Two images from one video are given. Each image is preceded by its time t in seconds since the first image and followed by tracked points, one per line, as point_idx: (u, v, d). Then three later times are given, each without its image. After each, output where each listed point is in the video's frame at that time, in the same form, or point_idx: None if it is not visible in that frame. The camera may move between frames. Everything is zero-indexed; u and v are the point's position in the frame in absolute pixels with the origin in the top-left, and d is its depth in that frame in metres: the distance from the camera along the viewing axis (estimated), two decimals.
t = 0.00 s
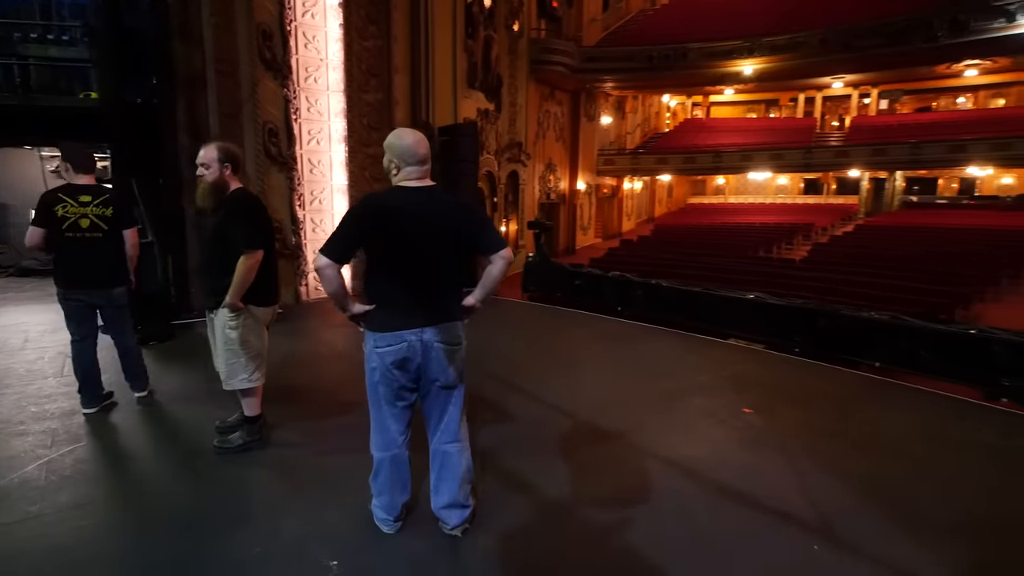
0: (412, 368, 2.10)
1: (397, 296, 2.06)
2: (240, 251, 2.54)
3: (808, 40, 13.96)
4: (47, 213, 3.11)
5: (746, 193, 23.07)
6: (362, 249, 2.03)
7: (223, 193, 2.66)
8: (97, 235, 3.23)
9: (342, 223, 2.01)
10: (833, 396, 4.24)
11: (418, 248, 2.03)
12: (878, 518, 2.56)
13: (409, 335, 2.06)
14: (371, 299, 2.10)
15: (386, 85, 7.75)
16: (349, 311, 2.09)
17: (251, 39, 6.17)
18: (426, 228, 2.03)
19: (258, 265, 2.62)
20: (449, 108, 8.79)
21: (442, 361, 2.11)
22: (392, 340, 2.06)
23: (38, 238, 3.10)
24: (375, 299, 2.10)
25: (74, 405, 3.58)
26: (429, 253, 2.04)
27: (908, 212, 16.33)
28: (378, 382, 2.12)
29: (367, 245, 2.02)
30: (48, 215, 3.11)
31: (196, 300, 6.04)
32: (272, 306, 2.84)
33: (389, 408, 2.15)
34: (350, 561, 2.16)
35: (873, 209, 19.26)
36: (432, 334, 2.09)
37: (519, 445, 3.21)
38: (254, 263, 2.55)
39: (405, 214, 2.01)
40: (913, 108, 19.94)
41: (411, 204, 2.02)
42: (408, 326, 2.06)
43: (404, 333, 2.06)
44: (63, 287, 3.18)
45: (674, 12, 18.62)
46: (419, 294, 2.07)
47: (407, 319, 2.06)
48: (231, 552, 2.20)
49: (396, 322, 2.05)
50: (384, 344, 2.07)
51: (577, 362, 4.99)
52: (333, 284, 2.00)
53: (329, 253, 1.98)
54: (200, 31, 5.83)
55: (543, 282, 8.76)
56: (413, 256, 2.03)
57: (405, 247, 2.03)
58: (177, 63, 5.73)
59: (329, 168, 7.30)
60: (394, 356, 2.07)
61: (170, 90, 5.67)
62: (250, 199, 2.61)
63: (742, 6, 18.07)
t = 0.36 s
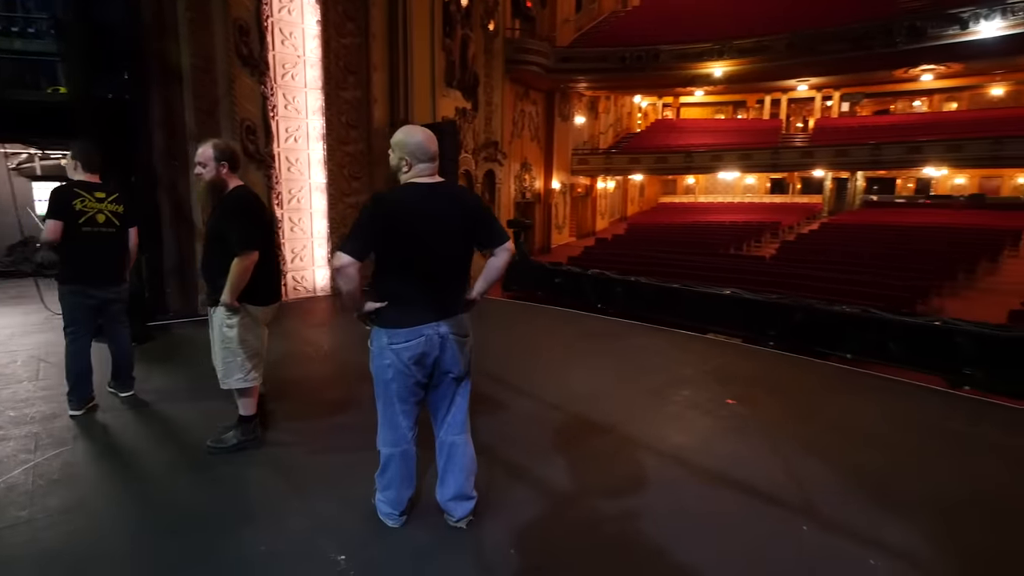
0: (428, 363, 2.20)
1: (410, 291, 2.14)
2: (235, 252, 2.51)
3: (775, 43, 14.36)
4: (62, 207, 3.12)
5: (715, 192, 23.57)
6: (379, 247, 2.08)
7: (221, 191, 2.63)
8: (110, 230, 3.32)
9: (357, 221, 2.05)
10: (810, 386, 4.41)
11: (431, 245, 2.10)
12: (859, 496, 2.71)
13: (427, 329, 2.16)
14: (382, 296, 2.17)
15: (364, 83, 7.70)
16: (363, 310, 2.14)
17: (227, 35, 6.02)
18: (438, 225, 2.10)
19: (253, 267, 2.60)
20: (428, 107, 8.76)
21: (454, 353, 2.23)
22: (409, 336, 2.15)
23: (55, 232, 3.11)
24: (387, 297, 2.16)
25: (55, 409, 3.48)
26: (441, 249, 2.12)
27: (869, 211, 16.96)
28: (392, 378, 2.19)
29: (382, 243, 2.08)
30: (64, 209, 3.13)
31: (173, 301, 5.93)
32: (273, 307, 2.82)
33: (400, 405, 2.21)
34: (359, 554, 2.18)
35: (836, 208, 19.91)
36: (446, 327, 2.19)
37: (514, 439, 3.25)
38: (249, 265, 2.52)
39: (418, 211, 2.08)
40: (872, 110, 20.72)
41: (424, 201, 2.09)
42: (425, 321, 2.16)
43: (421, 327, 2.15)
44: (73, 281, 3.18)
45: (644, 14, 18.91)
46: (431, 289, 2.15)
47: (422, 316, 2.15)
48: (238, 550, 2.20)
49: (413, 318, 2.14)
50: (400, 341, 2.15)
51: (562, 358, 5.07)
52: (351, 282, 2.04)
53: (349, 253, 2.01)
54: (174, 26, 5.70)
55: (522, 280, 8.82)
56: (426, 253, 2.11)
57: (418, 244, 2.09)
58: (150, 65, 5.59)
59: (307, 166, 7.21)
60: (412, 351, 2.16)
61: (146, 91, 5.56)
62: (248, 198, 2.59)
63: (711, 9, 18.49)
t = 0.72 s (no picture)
0: (446, 361, 2.30)
1: (427, 290, 2.25)
2: (247, 250, 2.54)
3: (757, 46, 14.60)
4: (97, 205, 3.24)
5: (698, 192, 23.88)
6: (400, 248, 2.17)
7: (244, 190, 2.68)
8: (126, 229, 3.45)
9: (381, 223, 2.14)
10: (799, 380, 4.55)
11: (448, 245, 2.21)
12: (852, 485, 2.82)
13: (445, 329, 2.27)
14: (400, 296, 2.27)
15: (355, 82, 7.69)
16: (379, 311, 2.23)
17: (218, 34, 5.98)
18: (455, 226, 2.21)
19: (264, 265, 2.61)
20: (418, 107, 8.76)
21: (469, 351, 2.34)
22: (428, 335, 2.25)
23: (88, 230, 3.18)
24: (405, 296, 2.27)
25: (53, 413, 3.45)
26: (457, 249, 2.23)
27: (848, 210, 17.34)
28: (409, 376, 2.28)
29: (403, 244, 2.17)
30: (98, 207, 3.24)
31: (164, 303, 5.90)
32: (286, 308, 2.85)
33: (417, 403, 2.30)
34: (376, 549, 2.24)
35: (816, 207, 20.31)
36: (462, 326, 2.31)
37: (518, 435, 3.31)
38: (259, 263, 2.54)
39: (438, 212, 2.18)
40: (850, 112, 21.17)
41: (442, 203, 2.19)
42: (444, 320, 2.27)
43: (441, 326, 2.27)
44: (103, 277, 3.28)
45: (628, 16, 19.07)
46: (446, 288, 2.26)
47: (442, 314, 2.26)
48: (253, 549, 2.23)
49: (433, 318, 2.25)
50: (421, 340, 2.25)
51: (557, 356, 5.14)
52: (375, 283, 2.13)
53: (374, 254, 2.10)
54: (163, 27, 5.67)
55: (513, 279, 8.88)
56: (443, 251, 2.21)
57: (436, 245, 2.20)
58: (138, 66, 5.51)
59: (297, 167, 7.19)
60: (431, 350, 2.26)
61: (135, 91, 5.49)
62: (267, 201, 2.64)
63: (694, 12, 18.72)
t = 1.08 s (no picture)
0: (456, 355, 2.34)
1: (437, 285, 2.29)
2: (264, 245, 2.68)
3: (743, 47, 14.80)
4: (121, 206, 3.33)
5: (685, 191, 24.12)
6: (411, 241, 2.21)
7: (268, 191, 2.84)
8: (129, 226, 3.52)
9: (393, 218, 2.19)
10: (790, 374, 4.66)
11: (458, 241, 2.25)
12: (846, 473, 2.92)
13: (454, 323, 2.30)
14: (410, 291, 2.31)
15: (347, 81, 7.68)
16: (390, 305, 2.29)
17: (210, 32, 5.92)
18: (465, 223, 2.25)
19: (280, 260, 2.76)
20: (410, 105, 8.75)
21: (479, 346, 2.37)
22: (439, 329, 2.29)
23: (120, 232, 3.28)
24: (416, 292, 2.31)
25: (56, 415, 3.47)
26: (468, 244, 2.27)
27: (832, 208, 17.65)
28: (420, 370, 2.32)
29: (414, 239, 2.21)
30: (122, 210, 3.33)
31: (157, 303, 5.93)
32: (309, 304, 2.93)
33: (428, 396, 2.34)
34: (389, 541, 2.28)
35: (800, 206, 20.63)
36: (472, 321, 2.34)
37: (521, 429, 3.37)
38: (275, 257, 2.67)
39: (448, 209, 2.22)
40: (833, 112, 21.52)
41: (453, 199, 2.23)
42: (454, 315, 2.30)
43: (451, 321, 2.30)
44: (124, 278, 3.37)
45: (616, 15, 19.21)
46: (458, 283, 2.30)
47: (452, 309, 2.30)
48: (265, 543, 2.27)
49: (443, 312, 2.29)
50: (431, 334, 2.29)
51: (553, 352, 5.21)
52: (386, 276, 2.18)
53: (385, 248, 2.15)
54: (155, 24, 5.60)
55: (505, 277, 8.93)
56: (454, 246, 2.25)
57: (446, 241, 2.24)
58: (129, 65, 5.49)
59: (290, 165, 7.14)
60: (441, 344, 2.30)
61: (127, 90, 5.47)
62: (288, 199, 2.77)
63: (681, 12, 18.91)
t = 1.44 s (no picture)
0: (463, 352, 2.38)
1: (447, 283, 2.33)
2: (284, 243, 2.97)
3: (726, 49, 15.06)
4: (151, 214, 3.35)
5: (668, 191, 24.40)
6: (420, 240, 2.27)
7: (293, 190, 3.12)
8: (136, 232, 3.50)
9: (403, 217, 2.25)
10: (779, 369, 4.80)
11: (468, 241, 2.30)
12: (839, 462, 3.04)
13: (463, 321, 2.35)
14: (420, 289, 2.36)
15: (336, 80, 7.68)
16: (400, 302, 2.32)
17: (201, 31, 5.93)
18: (475, 222, 2.30)
19: (297, 256, 3.03)
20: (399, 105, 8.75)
21: (489, 343, 2.41)
22: (448, 326, 2.33)
23: (152, 236, 3.33)
24: (426, 290, 2.36)
25: (55, 418, 3.45)
26: (477, 244, 2.31)
27: (811, 208, 18.04)
28: (429, 367, 2.37)
29: (423, 238, 2.28)
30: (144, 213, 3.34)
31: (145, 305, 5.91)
32: (324, 303, 3.17)
33: (438, 392, 2.39)
34: (404, 535, 2.33)
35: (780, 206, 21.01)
36: (480, 318, 2.38)
37: (523, 425, 3.44)
38: (291, 255, 2.95)
39: (458, 209, 2.28)
40: (811, 113, 21.95)
41: (463, 198, 2.29)
42: (462, 313, 2.34)
43: (459, 318, 2.34)
44: (144, 280, 3.39)
45: (600, 16, 19.34)
46: (468, 282, 2.35)
47: (462, 307, 2.34)
48: (280, 539, 2.30)
49: (451, 309, 2.33)
50: (439, 331, 2.33)
51: (547, 350, 5.29)
52: (395, 274, 2.24)
53: (394, 245, 2.22)
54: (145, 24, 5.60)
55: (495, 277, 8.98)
56: (463, 244, 2.30)
57: (456, 239, 2.29)
58: (118, 65, 5.35)
59: (279, 165, 7.09)
60: (450, 341, 2.34)
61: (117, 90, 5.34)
62: (306, 200, 3.04)
63: (664, 14, 19.14)
